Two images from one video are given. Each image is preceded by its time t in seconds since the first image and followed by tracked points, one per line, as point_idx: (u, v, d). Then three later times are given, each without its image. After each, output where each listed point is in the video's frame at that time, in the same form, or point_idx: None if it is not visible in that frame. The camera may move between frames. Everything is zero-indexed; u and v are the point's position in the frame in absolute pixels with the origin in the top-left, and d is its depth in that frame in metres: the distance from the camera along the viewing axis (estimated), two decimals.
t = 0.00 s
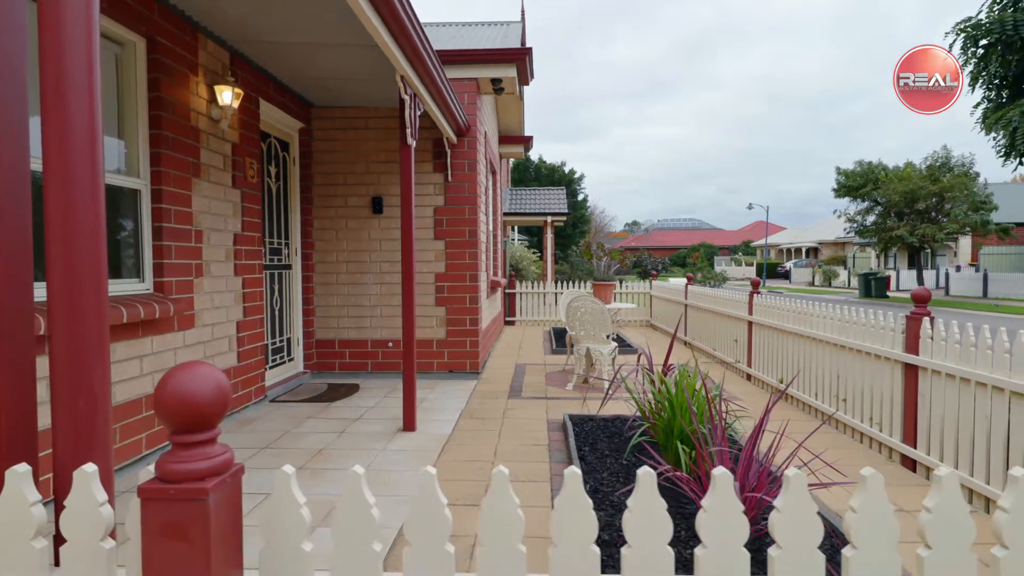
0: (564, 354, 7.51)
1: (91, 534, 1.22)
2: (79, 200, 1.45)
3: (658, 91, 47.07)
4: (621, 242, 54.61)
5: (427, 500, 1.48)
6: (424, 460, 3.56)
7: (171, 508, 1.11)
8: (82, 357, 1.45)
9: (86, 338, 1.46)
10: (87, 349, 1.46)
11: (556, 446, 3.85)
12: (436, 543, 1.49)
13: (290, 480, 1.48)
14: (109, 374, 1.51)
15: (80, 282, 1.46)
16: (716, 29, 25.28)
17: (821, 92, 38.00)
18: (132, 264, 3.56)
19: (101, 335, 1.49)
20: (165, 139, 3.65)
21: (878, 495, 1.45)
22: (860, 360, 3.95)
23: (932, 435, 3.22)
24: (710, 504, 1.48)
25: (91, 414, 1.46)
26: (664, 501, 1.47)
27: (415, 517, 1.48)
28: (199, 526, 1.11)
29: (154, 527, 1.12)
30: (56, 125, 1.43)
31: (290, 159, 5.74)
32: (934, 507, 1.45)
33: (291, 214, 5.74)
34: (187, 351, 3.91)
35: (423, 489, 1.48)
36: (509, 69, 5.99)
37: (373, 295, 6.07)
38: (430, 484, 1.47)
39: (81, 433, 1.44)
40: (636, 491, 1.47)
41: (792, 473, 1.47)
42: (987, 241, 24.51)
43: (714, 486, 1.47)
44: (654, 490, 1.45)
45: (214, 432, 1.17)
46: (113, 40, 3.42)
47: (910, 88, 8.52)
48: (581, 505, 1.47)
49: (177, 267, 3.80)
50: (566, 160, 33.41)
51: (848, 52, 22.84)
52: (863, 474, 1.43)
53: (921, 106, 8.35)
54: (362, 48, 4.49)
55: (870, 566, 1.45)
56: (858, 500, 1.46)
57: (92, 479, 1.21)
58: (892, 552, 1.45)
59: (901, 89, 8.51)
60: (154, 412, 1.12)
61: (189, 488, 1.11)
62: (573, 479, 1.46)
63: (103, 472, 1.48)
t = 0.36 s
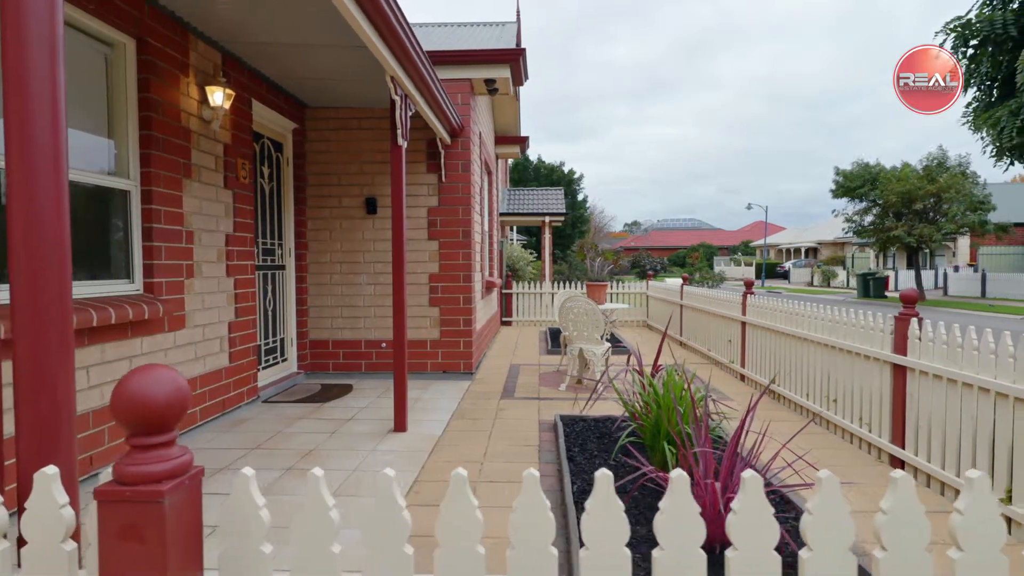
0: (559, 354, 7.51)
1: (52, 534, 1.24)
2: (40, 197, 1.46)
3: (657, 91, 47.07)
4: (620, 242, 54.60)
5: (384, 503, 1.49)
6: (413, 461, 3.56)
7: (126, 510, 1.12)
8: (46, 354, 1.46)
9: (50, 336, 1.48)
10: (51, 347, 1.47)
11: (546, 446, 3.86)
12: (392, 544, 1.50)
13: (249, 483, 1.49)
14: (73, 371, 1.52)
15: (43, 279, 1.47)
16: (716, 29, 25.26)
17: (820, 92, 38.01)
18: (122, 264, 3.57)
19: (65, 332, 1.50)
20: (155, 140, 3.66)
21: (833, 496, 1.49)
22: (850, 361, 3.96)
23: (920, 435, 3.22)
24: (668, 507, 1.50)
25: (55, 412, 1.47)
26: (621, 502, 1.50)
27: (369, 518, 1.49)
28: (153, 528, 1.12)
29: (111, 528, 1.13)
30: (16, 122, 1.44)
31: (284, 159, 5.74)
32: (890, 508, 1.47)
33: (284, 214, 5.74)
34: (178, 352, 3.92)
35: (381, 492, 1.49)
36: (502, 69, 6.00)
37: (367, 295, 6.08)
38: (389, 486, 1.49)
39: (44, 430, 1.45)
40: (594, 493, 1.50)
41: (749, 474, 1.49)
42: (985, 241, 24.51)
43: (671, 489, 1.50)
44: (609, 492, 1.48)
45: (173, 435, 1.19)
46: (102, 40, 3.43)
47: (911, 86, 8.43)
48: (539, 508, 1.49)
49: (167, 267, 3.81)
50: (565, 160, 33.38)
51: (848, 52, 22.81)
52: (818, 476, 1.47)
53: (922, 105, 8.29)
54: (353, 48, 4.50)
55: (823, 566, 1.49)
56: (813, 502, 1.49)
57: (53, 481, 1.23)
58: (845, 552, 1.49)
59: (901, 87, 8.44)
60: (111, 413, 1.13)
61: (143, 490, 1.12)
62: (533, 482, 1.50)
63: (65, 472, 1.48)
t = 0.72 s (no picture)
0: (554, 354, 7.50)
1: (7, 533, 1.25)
2: None
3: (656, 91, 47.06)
4: (620, 242, 54.59)
5: (339, 498, 1.49)
6: (402, 460, 3.56)
7: (77, 509, 1.13)
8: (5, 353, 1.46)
9: (10, 335, 1.48)
10: (12, 346, 1.47)
11: (537, 446, 3.85)
12: (348, 543, 1.49)
13: (205, 482, 1.49)
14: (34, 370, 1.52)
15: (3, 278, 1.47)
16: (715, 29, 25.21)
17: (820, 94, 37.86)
18: (111, 264, 3.56)
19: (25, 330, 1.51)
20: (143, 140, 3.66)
21: (790, 495, 1.49)
22: (841, 360, 3.96)
23: (908, 435, 3.22)
24: (624, 506, 1.46)
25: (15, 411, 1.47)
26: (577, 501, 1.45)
27: (330, 517, 1.49)
28: (105, 527, 1.13)
29: (62, 527, 1.14)
30: None
31: (277, 159, 5.74)
32: (847, 507, 1.47)
33: (277, 214, 5.73)
34: (168, 351, 3.91)
35: (339, 489, 1.49)
36: (496, 69, 6.01)
37: (360, 295, 6.07)
38: (346, 485, 1.49)
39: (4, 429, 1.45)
40: (550, 493, 1.45)
41: (707, 472, 1.49)
42: (983, 241, 24.51)
43: (628, 488, 1.45)
44: (567, 491, 1.43)
45: (128, 433, 1.21)
46: (89, 40, 3.42)
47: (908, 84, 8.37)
48: (497, 510, 1.45)
49: (156, 267, 3.80)
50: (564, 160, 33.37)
51: (847, 52, 22.77)
52: (775, 474, 1.47)
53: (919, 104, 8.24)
54: (344, 48, 4.51)
55: (780, 565, 1.49)
56: (770, 501, 1.49)
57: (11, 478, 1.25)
58: (803, 550, 1.50)
59: (899, 86, 8.37)
60: (65, 413, 1.13)
61: (95, 489, 1.13)
62: (490, 480, 1.46)
63: (25, 473, 1.48)
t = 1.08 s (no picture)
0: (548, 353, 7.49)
1: None
2: None
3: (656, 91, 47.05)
4: (620, 241, 54.59)
5: (288, 497, 1.48)
6: (389, 459, 3.56)
7: (20, 504, 1.14)
8: None
9: None
10: None
11: (526, 445, 3.85)
12: (297, 544, 1.48)
13: (155, 479, 1.48)
14: None
15: None
16: (714, 29, 25.18)
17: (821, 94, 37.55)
18: (97, 262, 3.55)
19: None
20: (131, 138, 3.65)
21: (743, 492, 1.50)
22: (831, 359, 3.95)
23: (896, 434, 3.21)
24: (576, 504, 1.49)
25: None
26: (529, 497, 1.50)
27: (278, 519, 1.48)
28: (50, 522, 1.14)
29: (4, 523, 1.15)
30: None
31: (269, 157, 5.72)
32: (802, 504, 1.47)
33: (270, 213, 5.72)
34: (157, 350, 3.90)
35: (289, 487, 1.48)
36: (489, 68, 6.01)
37: (353, 294, 6.06)
38: (295, 482, 1.49)
39: None
40: (502, 488, 1.50)
41: (660, 471, 1.48)
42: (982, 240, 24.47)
43: (578, 487, 1.49)
44: (516, 486, 1.49)
45: (73, 429, 1.21)
46: (76, 37, 3.40)
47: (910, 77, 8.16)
48: (446, 504, 1.48)
49: (144, 265, 3.79)
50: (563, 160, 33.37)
51: (847, 52, 22.73)
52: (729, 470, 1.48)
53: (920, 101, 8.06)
54: (334, 47, 4.50)
55: (735, 564, 1.48)
56: (722, 498, 1.49)
57: None
58: (756, 549, 1.49)
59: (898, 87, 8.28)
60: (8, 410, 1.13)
61: (39, 485, 1.14)
62: (441, 477, 1.49)
63: None
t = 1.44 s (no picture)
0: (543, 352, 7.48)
1: None
2: None
3: (655, 90, 47.00)
4: (619, 241, 54.58)
5: (236, 497, 1.47)
6: (377, 458, 3.55)
7: None
8: None
9: None
10: None
11: (514, 444, 3.84)
12: (245, 543, 1.48)
13: (102, 478, 1.47)
14: None
15: None
16: (713, 29, 25.15)
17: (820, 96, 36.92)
18: (83, 260, 3.53)
19: None
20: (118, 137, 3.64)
21: (695, 491, 1.49)
22: (820, 358, 3.94)
23: (884, 433, 3.20)
24: (528, 503, 1.49)
25: None
26: (480, 495, 1.52)
27: (228, 518, 1.48)
28: None
29: None
30: None
31: (261, 156, 5.71)
32: (755, 502, 1.48)
33: (261, 212, 5.71)
34: (145, 349, 3.89)
35: (235, 487, 1.47)
36: (481, 67, 6.00)
37: (346, 293, 6.05)
38: (243, 481, 1.47)
39: None
40: (451, 487, 1.51)
41: (609, 468, 1.50)
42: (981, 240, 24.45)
43: (529, 486, 1.49)
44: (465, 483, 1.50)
45: (20, 428, 1.21)
46: (61, 36, 3.38)
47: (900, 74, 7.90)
48: (397, 504, 1.49)
49: (132, 264, 3.78)
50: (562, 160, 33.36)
51: (846, 52, 22.71)
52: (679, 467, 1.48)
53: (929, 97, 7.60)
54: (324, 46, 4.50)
55: (685, 563, 1.48)
56: (675, 498, 1.49)
57: None
58: (705, 548, 1.48)
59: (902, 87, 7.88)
60: None
61: None
62: (391, 476, 1.50)
63: None
